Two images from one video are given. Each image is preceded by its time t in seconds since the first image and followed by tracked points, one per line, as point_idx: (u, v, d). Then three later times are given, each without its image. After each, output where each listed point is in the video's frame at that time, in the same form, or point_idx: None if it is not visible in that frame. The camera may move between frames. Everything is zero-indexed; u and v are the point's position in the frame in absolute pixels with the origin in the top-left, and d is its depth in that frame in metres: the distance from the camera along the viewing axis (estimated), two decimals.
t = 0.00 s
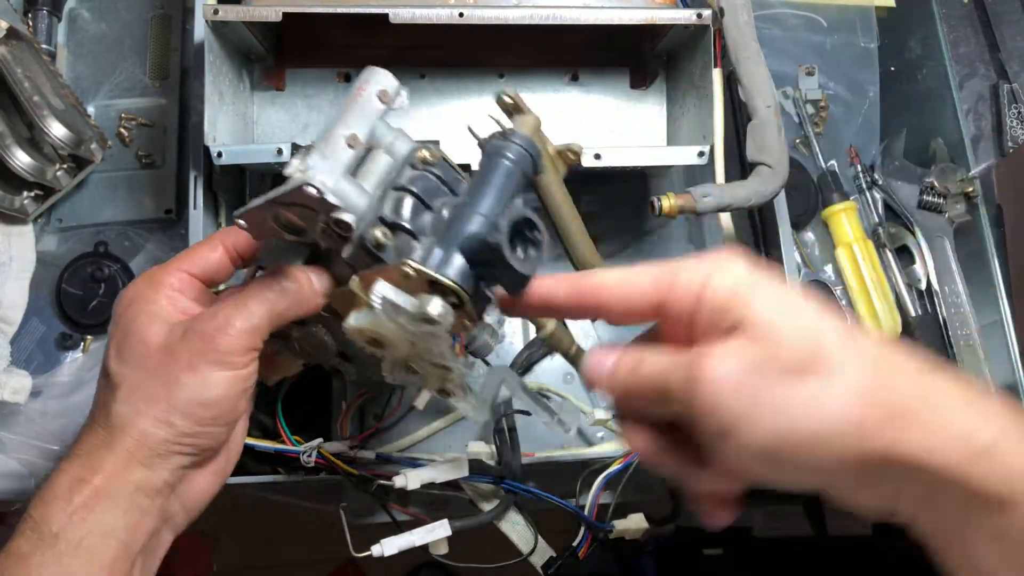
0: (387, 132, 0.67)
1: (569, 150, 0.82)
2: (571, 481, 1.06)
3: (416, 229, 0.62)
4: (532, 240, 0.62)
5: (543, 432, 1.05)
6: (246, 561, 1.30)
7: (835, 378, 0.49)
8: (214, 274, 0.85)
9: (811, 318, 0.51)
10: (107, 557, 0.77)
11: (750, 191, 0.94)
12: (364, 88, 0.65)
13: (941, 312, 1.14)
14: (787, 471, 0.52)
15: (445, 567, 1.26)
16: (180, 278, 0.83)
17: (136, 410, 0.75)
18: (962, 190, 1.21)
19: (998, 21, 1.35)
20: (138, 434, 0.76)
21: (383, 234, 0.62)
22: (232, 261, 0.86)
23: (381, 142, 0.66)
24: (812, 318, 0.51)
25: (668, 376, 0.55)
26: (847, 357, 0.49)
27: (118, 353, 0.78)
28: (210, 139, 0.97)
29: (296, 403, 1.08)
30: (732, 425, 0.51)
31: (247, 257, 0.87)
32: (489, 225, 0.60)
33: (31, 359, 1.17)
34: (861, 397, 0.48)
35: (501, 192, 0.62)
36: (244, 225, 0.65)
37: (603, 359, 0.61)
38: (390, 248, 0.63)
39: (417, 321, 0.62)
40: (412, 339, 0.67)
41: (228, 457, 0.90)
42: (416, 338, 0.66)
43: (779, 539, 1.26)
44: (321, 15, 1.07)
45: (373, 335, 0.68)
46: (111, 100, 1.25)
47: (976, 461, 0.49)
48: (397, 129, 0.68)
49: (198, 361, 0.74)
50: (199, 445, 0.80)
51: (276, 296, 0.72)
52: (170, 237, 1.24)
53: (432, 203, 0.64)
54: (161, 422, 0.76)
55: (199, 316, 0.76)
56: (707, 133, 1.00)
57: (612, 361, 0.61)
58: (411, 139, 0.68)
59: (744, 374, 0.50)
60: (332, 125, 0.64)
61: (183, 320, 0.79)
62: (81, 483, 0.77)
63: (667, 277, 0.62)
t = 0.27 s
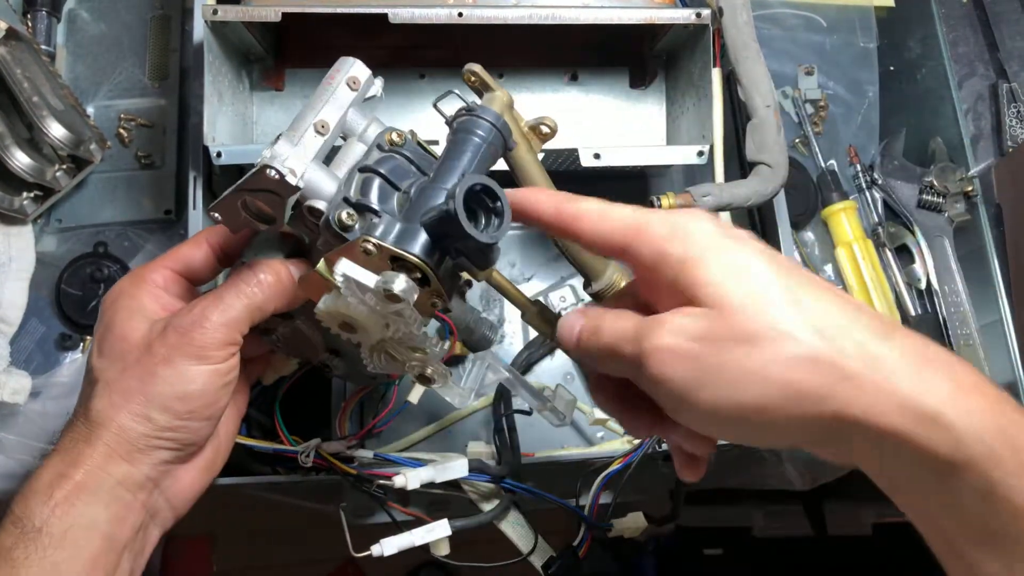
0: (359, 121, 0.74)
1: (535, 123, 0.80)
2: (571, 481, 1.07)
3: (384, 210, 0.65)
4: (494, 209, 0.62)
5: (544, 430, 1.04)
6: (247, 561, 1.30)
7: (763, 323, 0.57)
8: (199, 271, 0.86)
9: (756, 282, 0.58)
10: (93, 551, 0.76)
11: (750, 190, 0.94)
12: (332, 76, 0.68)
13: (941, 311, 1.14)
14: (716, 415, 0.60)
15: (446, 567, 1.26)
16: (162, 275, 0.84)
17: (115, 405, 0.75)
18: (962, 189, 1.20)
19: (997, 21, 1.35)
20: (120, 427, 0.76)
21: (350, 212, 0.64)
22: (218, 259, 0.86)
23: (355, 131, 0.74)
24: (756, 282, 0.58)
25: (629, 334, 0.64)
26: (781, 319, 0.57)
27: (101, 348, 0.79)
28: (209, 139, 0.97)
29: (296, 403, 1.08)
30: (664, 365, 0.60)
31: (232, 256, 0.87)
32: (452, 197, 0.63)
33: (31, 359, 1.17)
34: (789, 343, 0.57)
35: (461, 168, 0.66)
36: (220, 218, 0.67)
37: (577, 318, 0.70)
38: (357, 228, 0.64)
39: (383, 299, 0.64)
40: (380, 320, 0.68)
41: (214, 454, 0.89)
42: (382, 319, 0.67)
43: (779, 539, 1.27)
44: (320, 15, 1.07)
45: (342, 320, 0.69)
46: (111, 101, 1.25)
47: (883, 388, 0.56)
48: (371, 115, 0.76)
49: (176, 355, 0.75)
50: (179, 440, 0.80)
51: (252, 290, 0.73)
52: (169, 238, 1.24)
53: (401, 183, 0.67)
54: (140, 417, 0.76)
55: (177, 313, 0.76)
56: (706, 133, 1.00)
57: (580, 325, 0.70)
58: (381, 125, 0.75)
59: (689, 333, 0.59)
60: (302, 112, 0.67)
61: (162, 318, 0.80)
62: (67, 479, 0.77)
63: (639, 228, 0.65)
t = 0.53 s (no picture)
0: (358, 121, 0.74)
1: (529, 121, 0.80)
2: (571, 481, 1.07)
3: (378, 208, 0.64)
4: (486, 207, 0.62)
5: (543, 432, 1.04)
6: (247, 561, 1.30)
7: (789, 383, 0.55)
8: (197, 270, 0.86)
9: (774, 333, 0.56)
10: (90, 549, 0.76)
11: (750, 190, 0.94)
12: (331, 75, 0.68)
13: (941, 311, 1.14)
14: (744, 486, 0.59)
15: (446, 567, 1.26)
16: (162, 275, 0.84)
17: (110, 402, 0.75)
18: (962, 190, 1.20)
19: (997, 21, 1.35)
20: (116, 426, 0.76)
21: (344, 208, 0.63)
22: (216, 258, 0.86)
23: (353, 130, 0.74)
24: (776, 331, 0.56)
25: (638, 417, 0.59)
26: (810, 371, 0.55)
27: (98, 346, 0.79)
28: (209, 139, 0.97)
29: (296, 403, 1.08)
30: (684, 451, 0.57)
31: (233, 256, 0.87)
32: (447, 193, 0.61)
33: (31, 359, 1.17)
34: (814, 402, 0.55)
35: (456, 166, 0.64)
36: (217, 216, 0.68)
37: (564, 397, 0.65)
38: (351, 226, 0.63)
39: (374, 296, 0.64)
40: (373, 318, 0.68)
41: (209, 452, 0.89)
42: (375, 317, 0.67)
43: (779, 539, 1.27)
44: (320, 15, 1.07)
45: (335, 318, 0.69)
46: (111, 101, 1.25)
47: (914, 434, 0.56)
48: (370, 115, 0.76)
49: (170, 353, 0.74)
50: (175, 437, 0.80)
51: (249, 289, 0.73)
52: (169, 238, 1.24)
53: (396, 181, 0.66)
54: (136, 414, 0.76)
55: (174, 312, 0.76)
56: (706, 133, 1.00)
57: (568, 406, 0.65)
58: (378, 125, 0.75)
59: (710, 412, 0.56)
60: (300, 111, 0.67)
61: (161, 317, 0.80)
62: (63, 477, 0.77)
63: (642, 283, 0.64)
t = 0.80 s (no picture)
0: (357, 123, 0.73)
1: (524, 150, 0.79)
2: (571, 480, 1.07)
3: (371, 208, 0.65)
4: (475, 207, 0.63)
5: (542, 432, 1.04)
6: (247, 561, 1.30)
7: (753, 361, 0.63)
8: (194, 271, 0.86)
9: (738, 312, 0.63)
10: (85, 547, 0.77)
11: (750, 191, 0.94)
12: (327, 76, 0.69)
13: (941, 311, 1.14)
14: (702, 454, 0.65)
15: (446, 568, 1.26)
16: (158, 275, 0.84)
17: (103, 401, 0.75)
18: (962, 190, 1.20)
19: (998, 21, 1.35)
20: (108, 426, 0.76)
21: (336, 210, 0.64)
22: (214, 259, 0.87)
23: (350, 131, 0.73)
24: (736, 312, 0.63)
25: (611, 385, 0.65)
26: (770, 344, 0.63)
27: (95, 345, 0.79)
28: (209, 139, 0.97)
29: (296, 404, 1.08)
30: (653, 413, 0.64)
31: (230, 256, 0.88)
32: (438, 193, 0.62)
33: (31, 359, 1.17)
34: (777, 382, 0.63)
35: (449, 166, 0.65)
36: (213, 216, 0.68)
37: (540, 361, 0.71)
38: (342, 226, 0.64)
39: (363, 295, 0.64)
40: (364, 319, 0.68)
41: (204, 452, 0.89)
42: (366, 318, 0.67)
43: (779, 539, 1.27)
44: (320, 14, 1.07)
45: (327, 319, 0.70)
46: (111, 101, 1.25)
47: (864, 412, 0.65)
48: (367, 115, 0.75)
49: (163, 352, 0.75)
50: (167, 437, 0.80)
51: (244, 290, 0.73)
52: (169, 238, 1.24)
53: (390, 182, 0.67)
54: (127, 414, 0.76)
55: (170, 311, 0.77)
56: (707, 133, 1.00)
57: (546, 369, 0.70)
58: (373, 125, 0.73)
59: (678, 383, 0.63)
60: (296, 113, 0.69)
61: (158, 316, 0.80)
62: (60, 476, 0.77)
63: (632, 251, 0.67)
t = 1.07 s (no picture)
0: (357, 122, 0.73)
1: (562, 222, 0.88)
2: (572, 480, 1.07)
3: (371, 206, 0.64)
4: (476, 205, 0.62)
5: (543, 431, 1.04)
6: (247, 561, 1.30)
7: (744, 449, 0.55)
8: (197, 270, 0.86)
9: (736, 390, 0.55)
10: (85, 544, 0.77)
11: (749, 190, 0.94)
12: (330, 75, 0.70)
13: (941, 311, 1.12)
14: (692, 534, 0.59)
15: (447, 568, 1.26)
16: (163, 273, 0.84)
17: (104, 398, 0.75)
18: (962, 190, 1.20)
19: (997, 21, 1.35)
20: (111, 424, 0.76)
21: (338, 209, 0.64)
22: (218, 259, 0.87)
23: (351, 130, 0.73)
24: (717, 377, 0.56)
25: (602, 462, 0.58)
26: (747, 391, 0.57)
27: (99, 342, 0.79)
28: (209, 139, 0.97)
29: (296, 404, 1.08)
30: (635, 499, 0.58)
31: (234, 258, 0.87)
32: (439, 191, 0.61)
33: (30, 359, 1.17)
34: (769, 473, 0.56)
35: (448, 166, 0.65)
36: (214, 216, 0.67)
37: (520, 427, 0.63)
38: (343, 224, 0.64)
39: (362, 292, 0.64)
40: (365, 317, 0.68)
41: (204, 451, 0.89)
42: (367, 316, 0.68)
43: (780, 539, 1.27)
44: (320, 15, 1.07)
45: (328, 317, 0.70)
46: (111, 101, 1.25)
47: (859, 502, 0.58)
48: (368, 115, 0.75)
49: (164, 350, 0.74)
50: (168, 436, 0.80)
51: (244, 289, 0.73)
52: (169, 238, 1.24)
53: (391, 180, 0.66)
54: (128, 412, 0.76)
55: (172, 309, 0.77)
56: (706, 132, 1.00)
57: (521, 435, 0.63)
58: (374, 125, 0.73)
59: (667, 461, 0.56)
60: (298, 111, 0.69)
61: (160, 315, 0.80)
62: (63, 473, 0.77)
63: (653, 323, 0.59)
